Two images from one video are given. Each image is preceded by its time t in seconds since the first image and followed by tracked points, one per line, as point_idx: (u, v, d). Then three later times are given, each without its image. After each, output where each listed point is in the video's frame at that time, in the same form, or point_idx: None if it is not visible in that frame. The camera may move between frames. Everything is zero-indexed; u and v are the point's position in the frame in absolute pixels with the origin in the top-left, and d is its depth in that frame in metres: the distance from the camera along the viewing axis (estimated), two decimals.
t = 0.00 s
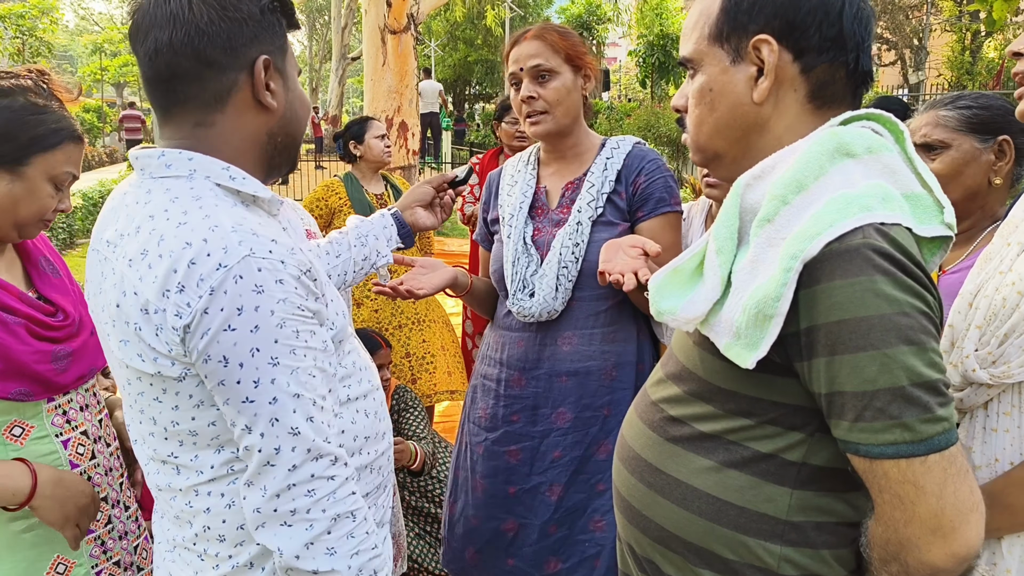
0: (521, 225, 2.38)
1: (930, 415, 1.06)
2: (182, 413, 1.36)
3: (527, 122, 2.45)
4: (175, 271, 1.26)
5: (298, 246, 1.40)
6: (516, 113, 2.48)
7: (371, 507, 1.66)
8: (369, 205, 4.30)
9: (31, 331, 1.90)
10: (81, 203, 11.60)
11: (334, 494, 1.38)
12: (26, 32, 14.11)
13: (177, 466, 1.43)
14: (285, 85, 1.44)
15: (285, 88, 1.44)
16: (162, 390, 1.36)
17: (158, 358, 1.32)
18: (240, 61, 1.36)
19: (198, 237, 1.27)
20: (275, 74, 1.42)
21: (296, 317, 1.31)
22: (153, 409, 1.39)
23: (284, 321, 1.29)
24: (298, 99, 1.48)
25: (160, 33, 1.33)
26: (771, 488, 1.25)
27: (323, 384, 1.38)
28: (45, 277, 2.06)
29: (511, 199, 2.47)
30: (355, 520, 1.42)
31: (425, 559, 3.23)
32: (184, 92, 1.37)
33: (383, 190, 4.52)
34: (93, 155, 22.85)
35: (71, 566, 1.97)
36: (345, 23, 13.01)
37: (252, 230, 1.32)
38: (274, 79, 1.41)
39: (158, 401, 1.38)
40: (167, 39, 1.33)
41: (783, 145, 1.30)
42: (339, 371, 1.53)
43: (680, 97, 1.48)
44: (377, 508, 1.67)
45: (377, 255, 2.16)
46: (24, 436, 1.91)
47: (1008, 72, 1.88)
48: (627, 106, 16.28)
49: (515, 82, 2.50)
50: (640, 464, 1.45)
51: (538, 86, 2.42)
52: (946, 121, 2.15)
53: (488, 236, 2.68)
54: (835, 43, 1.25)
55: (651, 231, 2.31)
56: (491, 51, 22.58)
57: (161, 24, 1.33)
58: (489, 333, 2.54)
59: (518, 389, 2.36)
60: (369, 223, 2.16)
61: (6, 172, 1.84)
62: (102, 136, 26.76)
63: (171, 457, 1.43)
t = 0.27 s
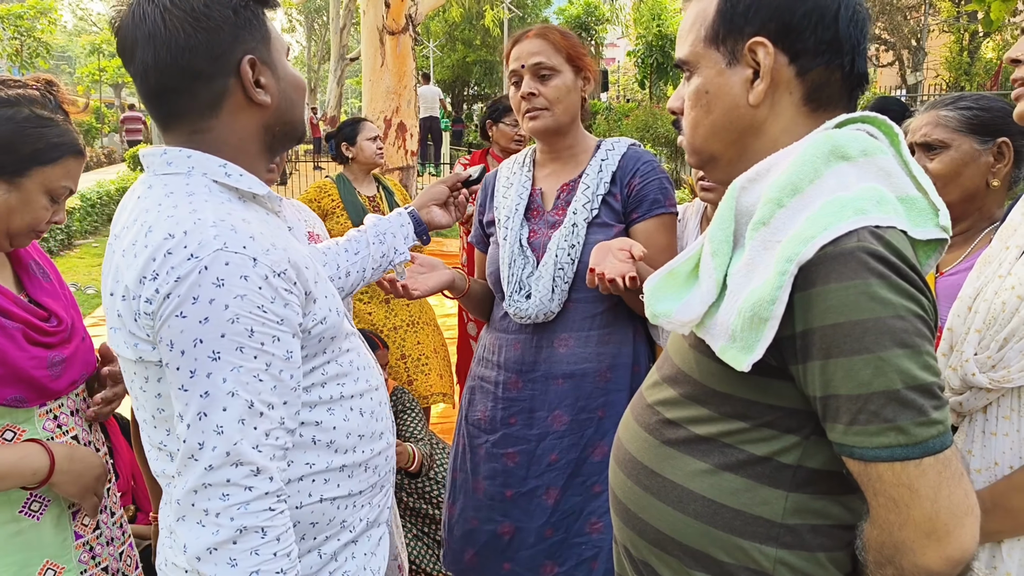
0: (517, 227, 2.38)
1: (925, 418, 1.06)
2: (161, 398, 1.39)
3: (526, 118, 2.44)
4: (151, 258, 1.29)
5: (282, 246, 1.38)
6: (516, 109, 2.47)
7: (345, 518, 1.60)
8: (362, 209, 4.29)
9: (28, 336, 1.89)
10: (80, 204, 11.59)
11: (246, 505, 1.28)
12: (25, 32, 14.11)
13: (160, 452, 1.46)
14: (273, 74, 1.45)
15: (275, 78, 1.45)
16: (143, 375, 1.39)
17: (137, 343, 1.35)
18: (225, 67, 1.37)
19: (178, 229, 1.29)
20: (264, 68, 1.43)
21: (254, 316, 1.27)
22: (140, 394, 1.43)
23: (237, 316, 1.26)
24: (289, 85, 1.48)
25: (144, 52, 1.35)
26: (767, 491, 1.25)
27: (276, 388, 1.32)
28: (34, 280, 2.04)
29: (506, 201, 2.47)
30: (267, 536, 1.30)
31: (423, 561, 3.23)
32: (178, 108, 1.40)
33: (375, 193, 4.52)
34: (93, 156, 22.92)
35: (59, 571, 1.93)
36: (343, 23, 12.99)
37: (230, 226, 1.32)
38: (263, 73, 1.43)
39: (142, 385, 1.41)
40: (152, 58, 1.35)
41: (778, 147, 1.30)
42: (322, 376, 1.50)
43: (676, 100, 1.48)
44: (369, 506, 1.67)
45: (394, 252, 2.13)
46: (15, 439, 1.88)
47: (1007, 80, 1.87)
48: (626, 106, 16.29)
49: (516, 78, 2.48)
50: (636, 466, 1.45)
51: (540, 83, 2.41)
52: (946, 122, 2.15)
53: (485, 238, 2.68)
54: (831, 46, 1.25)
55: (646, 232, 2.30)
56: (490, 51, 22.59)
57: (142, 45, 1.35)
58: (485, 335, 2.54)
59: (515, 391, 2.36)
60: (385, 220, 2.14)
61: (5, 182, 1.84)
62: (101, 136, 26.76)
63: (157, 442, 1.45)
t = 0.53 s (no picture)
0: (520, 227, 2.38)
1: (928, 418, 1.06)
2: (161, 391, 1.39)
3: (527, 120, 2.44)
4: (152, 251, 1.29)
5: (281, 242, 1.38)
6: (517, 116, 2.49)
7: (341, 515, 1.59)
8: (356, 212, 4.25)
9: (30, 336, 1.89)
10: (79, 204, 11.59)
11: (246, 497, 1.28)
12: (24, 32, 14.10)
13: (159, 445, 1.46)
14: (286, 79, 1.45)
15: (287, 80, 1.46)
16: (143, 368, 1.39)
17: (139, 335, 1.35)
18: (238, 66, 1.38)
19: (179, 222, 1.29)
20: (277, 69, 1.44)
21: (252, 311, 1.27)
22: (139, 387, 1.43)
23: (235, 310, 1.26)
24: (299, 89, 1.49)
25: (161, 46, 1.35)
26: (769, 491, 1.25)
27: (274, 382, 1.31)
28: (33, 279, 2.02)
29: (508, 201, 2.47)
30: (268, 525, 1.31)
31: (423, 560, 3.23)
32: (188, 101, 1.40)
33: (367, 196, 4.52)
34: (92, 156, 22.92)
35: (59, 571, 1.92)
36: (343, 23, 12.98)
37: (231, 221, 1.31)
38: (275, 74, 1.43)
39: (142, 378, 1.41)
40: (167, 52, 1.35)
41: (779, 147, 1.30)
42: (321, 372, 1.49)
43: (677, 99, 1.48)
44: (367, 505, 1.67)
45: (399, 256, 2.11)
46: (18, 439, 1.87)
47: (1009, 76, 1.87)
48: (625, 106, 16.29)
49: (515, 81, 2.48)
50: (637, 466, 1.45)
51: (539, 85, 2.41)
52: (945, 122, 2.15)
53: (486, 237, 2.68)
54: (832, 45, 1.24)
55: (647, 232, 2.30)
56: (489, 50, 22.58)
57: (159, 38, 1.35)
58: (485, 334, 2.53)
59: (515, 390, 2.36)
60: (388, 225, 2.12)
61: None
62: (99, 136, 26.70)
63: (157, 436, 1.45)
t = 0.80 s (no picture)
0: (524, 226, 2.38)
1: (931, 416, 1.06)
2: (177, 392, 1.38)
3: (527, 120, 2.44)
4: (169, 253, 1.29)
5: (291, 237, 1.38)
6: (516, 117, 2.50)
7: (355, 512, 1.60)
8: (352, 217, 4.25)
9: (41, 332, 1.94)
10: (78, 203, 11.58)
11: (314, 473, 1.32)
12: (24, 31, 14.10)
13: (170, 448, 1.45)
14: (289, 74, 1.45)
15: (289, 80, 1.45)
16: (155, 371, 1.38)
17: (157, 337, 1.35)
18: (242, 67, 1.37)
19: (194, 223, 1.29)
20: (280, 69, 1.43)
21: (280, 304, 1.28)
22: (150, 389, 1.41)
23: (264, 305, 1.26)
24: (301, 87, 1.49)
25: (163, 47, 1.35)
26: (771, 489, 1.25)
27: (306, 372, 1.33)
28: (50, 280, 2.08)
29: (513, 200, 2.46)
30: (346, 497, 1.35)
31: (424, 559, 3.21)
32: (192, 101, 1.39)
33: (363, 199, 4.50)
34: (92, 156, 22.94)
35: (64, 568, 1.91)
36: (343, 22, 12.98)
37: (246, 217, 1.32)
38: (277, 75, 1.42)
39: (154, 380, 1.39)
40: (170, 54, 1.34)
41: (781, 145, 1.30)
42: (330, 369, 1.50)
43: (678, 98, 1.48)
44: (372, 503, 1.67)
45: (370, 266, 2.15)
46: (26, 435, 1.88)
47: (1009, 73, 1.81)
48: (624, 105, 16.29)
49: (514, 82, 2.48)
50: (639, 465, 1.45)
51: (537, 85, 2.41)
52: (945, 120, 2.14)
53: (488, 235, 2.69)
54: (834, 43, 1.24)
55: (651, 232, 2.30)
56: (489, 50, 22.57)
57: (161, 39, 1.34)
58: (487, 332, 2.53)
59: (516, 388, 2.36)
60: (352, 236, 2.15)
61: None
62: (99, 135, 26.71)
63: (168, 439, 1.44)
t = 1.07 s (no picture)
0: (524, 226, 2.38)
1: (927, 415, 1.06)
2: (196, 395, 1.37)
3: (528, 119, 2.45)
4: (203, 258, 1.28)
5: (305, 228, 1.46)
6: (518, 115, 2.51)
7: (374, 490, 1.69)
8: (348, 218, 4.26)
9: (49, 327, 2.02)
10: (78, 203, 11.58)
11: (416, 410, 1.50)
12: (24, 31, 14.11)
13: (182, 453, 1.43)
14: (298, 90, 1.45)
15: (297, 92, 1.45)
16: (180, 375, 1.36)
17: (178, 340, 1.34)
18: (254, 73, 1.37)
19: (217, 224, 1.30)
20: (289, 80, 1.43)
21: (329, 286, 1.37)
22: (162, 394, 1.39)
23: (321, 290, 1.34)
24: (308, 99, 1.49)
25: (177, 40, 1.35)
26: (768, 488, 1.25)
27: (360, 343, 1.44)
28: (60, 275, 2.19)
29: (512, 199, 2.47)
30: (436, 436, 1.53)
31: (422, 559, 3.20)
32: (198, 95, 1.39)
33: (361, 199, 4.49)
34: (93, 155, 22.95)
35: (72, 563, 1.99)
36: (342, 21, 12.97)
37: (268, 217, 1.35)
38: (286, 85, 1.42)
39: (170, 385, 1.38)
40: (183, 48, 1.34)
41: (778, 144, 1.30)
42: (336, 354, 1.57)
43: (675, 97, 1.47)
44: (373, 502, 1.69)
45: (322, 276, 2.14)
46: (34, 432, 1.96)
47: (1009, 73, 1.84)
48: (624, 104, 16.28)
49: (517, 81, 2.48)
50: (636, 464, 1.45)
51: (540, 84, 2.41)
52: (942, 120, 2.14)
53: (488, 235, 2.68)
54: (830, 41, 1.24)
55: (651, 232, 2.30)
56: (489, 49, 22.57)
57: (177, 31, 1.35)
58: (487, 332, 2.53)
59: (517, 388, 2.36)
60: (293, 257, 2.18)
61: None
62: (99, 135, 26.72)
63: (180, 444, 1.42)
